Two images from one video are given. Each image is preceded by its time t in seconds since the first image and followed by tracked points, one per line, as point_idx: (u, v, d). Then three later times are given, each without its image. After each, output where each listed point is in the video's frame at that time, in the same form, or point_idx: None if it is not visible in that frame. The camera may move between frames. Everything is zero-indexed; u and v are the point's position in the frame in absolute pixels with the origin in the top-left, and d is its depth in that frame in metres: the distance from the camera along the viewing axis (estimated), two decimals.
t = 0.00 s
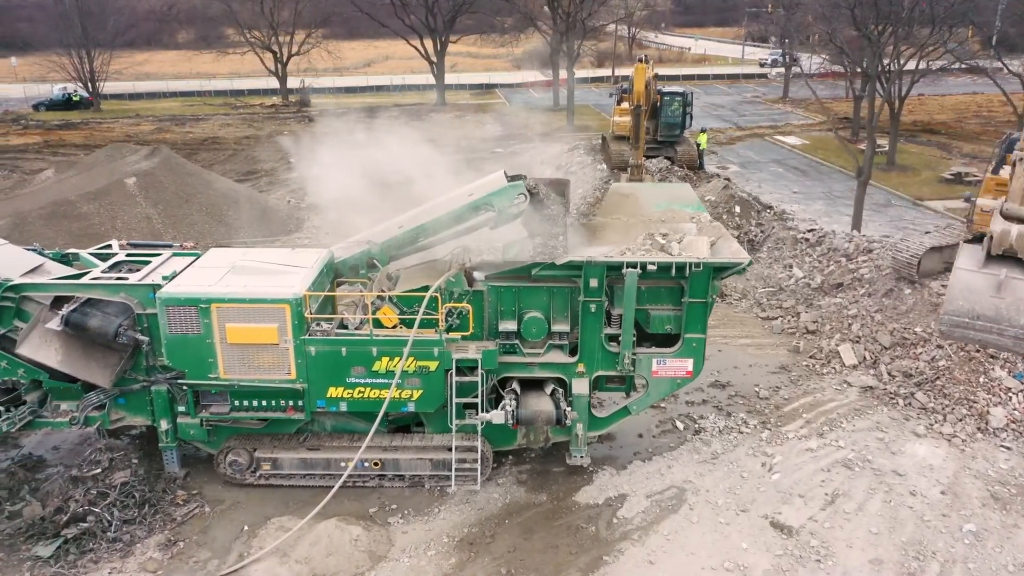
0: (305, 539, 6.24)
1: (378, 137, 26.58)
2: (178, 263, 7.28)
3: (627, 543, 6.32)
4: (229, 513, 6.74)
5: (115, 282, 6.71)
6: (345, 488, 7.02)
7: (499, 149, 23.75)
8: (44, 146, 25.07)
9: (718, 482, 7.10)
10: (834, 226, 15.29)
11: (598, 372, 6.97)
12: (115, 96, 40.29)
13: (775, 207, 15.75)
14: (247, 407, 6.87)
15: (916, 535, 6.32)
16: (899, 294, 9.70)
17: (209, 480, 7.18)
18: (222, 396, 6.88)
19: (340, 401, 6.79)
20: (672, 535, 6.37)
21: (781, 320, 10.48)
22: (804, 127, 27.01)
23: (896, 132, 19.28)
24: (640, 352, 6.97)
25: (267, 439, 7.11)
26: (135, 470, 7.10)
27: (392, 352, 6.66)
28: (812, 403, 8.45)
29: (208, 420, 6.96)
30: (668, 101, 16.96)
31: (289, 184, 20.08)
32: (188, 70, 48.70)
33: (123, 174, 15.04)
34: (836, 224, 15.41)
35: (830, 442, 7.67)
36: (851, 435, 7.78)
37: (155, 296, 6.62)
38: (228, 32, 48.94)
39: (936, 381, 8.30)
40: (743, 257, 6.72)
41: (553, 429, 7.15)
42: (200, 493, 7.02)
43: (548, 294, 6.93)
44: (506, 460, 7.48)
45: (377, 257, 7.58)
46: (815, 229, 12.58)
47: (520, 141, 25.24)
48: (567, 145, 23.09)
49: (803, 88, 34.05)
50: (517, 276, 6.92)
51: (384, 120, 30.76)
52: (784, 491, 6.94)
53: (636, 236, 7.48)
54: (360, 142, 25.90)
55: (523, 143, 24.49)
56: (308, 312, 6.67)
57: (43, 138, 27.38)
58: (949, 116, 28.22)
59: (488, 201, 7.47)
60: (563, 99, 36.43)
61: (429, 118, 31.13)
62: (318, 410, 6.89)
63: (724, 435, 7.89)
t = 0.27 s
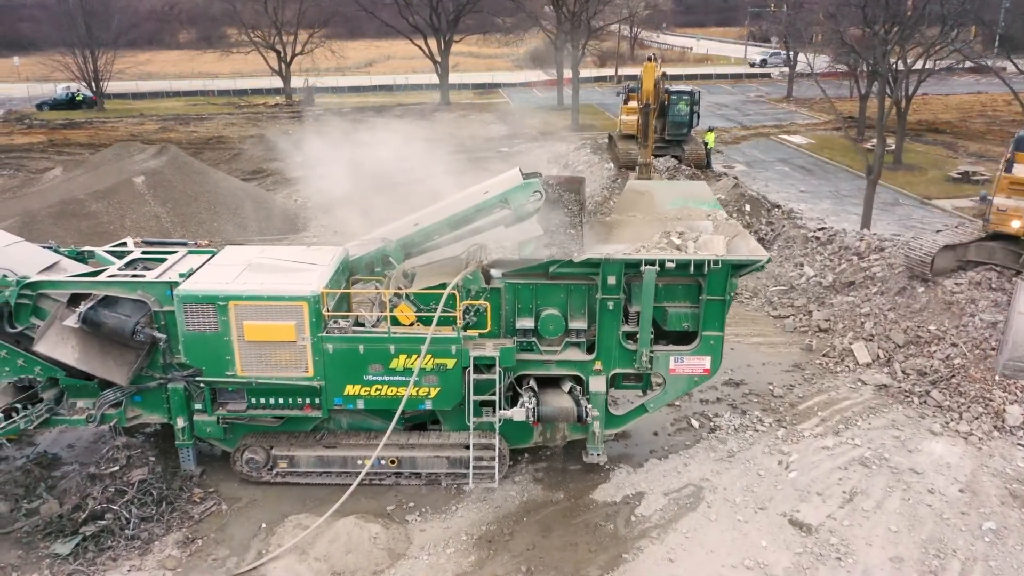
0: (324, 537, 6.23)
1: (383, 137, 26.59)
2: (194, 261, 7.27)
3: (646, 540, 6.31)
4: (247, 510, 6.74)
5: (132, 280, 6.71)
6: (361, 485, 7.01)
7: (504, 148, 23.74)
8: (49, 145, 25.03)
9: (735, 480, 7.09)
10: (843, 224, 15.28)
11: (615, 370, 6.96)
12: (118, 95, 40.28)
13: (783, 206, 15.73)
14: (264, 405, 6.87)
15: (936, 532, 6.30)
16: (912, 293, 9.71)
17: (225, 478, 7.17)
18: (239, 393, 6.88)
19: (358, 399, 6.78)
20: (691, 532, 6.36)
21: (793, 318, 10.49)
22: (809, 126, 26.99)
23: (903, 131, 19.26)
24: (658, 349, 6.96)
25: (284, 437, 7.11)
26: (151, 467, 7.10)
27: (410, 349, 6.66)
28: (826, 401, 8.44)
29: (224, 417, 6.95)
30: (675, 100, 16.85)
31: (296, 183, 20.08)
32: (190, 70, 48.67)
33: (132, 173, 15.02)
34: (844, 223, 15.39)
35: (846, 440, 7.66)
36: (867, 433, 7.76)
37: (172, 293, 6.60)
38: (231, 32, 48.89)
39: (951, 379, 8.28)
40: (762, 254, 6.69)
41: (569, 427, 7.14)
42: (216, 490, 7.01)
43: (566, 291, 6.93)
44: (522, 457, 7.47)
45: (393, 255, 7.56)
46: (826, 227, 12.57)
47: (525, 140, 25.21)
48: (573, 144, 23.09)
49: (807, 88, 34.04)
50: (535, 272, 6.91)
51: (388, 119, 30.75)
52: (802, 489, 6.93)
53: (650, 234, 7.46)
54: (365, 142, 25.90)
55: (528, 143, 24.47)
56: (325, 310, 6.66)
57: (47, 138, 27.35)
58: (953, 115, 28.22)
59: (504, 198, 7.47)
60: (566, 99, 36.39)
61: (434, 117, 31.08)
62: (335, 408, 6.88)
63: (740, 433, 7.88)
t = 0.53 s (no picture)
0: (342, 534, 6.21)
1: (388, 136, 26.58)
2: (211, 259, 7.25)
3: (665, 538, 6.30)
4: (264, 507, 6.73)
5: (150, 277, 6.70)
6: (379, 483, 7.00)
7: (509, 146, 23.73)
8: (54, 144, 25.03)
9: (753, 478, 7.07)
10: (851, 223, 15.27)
11: (633, 367, 6.95)
12: (121, 95, 40.31)
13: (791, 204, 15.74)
14: (282, 402, 6.87)
15: (955, 530, 6.28)
16: (925, 291, 9.70)
17: (241, 475, 7.17)
18: (256, 391, 6.86)
19: (375, 396, 6.77)
20: (710, 531, 6.34)
21: (805, 317, 10.50)
22: (814, 126, 26.97)
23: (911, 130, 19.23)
24: (676, 347, 6.95)
25: (300, 434, 7.10)
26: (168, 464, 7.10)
27: (428, 347, 6.64)
28: (841, 400, 8.42)
29: (241, 415, 6.94)
30: (682, 100, 16.79)
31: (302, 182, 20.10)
32: (193, 70, 48.70)
33: (140, 172, 15.04)
34: (852, 222, 15.38)
35: (862, 439, 7.64)
36: (883, 431, 7.74)
37: (190, 291, 6.58)
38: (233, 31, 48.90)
39: (966, 377, 8.26)
40: (780, 251, 6.67)
41: (586, 425, 7.16)
42: (233, 488, 7.00)
43: (583, 289, 6.91)
44: (538, 455, 7.47)
45: (408, 252, 7.55)
46: (836, 225, 12.57)
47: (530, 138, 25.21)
48: (579, 143, 23.08)
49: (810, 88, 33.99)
50: (553, 270, 6.90)
51: (392, 119, 30.76)
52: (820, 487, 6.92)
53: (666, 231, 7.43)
54: (370, 141, 25.93)
55: (534, 141, 24.48)
56: (343, 307, 6.64)
57: (52, 137, 27.35)
58: (959, 115, 28.14)
59: (519, 195, 7.50)
60: (570, 98, 36.39)
61: (438, 117, 31.06)
62: (352, 405, 6.88)
63: (756, 431, 7.87)
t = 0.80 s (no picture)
0: (361, 531, 6.20)
1: (393, 136, 26.57)
2: (226, 256, 7.23)
3: (685, 536, 6.29)
4: (282, 505, 6.72)
5: (167, 274, 6.67)
6: (396, 481, 6.99)
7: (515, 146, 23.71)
8: (60, 144, 25.03)
9: (770, 475, 7.06)
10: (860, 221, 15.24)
11: (651, 365, 6.93)
12: (124, 94, 40.32)
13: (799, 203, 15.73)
14: (299, 400, 6.86)
15: (975, 528, 6.26)
16: (938, 289, 9.68)
17: (258, 473, 7.16)
18: (273, 388, 6.84)
19: (393, 393, 6.76)
20: (730, 528, 6.33)
21: (817, 316, 10.51)
22: (820, 125, 26.94)
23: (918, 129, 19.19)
24: (694, 344, 6.93)
25: (317, 432, 7.09)
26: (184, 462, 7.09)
27: (445, 344, 6.63)
28: (856, 397, 8.42)
29: (258, 413, 6.93)
30: (690, 98, 16.82)
31: (308, 181, 20.10)
32: (196, 70, 48.71)
33: (148, 170, 15.05)
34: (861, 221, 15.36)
35: (879, 436, 7.61)
36: (899, 429, 7.72)
37: (208, 288, 6.56)
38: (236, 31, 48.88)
39: (982, 375, 8.24)
40: (800, 248, 6.63)
41: (604, 423, 7.16)
42: (250, 486, 7.00)
43: (601, 286, 6.92)
44: (554, 453, 7.47)
45: (425, 249, 7.54)
46: (847, 224, 12.58)
47: (536, 138, 25.20)
48: (585, 142, 23.07)
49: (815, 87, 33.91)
50: (570, 268, 6.89)
51: (396, 118, 30.74)
52: (838, 484, 6.90)
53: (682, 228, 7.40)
54: (375, 140, 25.91)
55: (539, 140, 24.48)
56: (361, 305, 6.62)
57: (57, 136, 27.36)
58: (964, 114, 28.08)
59: (536, 193, 7.50)
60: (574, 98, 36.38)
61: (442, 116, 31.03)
62: (369, 402, 6.86)
63: (772, 429, 7.87)
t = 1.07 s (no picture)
0: (380, 529, 6.18)
1: (399, 135, 26.58)
2: (243, 254, 7.21)
3: (704, 533, 6.27)
4: (300, 503, 6.71)
5: (185, 272, 6.64)
6: (413, 479, 6.98)
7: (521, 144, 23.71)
8: (66, 143, 25.03)
9: (788, 473, 7.04)
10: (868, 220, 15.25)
11: (668, 362, 6.92)
12: (128, 94, 40.30)
13: (808, 202, 15.74)
14: (316, 398, 6.84)
15: (996, 526, 6.24)
16: (952, 287, 9.65)
17: (275, 471, 7.16)
18: (291, 386, 6.82)
19: (410, 391, 6.74)
20: (749, 526, 6.32)
21: (830, 314, 10.52)
22: (825, 124, 26.93)
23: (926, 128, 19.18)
24: (711, 342, 6.92)
25: (334, 430, 7.08)
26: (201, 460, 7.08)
27: (464, 342, 6.61)
28: (871, 395, 8.41)
29: (275, 410, 6.91)
30: (698, 96, 16.65)
31: (315, 180, 20.11)
32: (199, 69, 48.67)
33: (156, 169, 15.05)
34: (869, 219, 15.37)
35: (896, 434, 7.59)
36: (915, 427, 7.70)
37: (226, 285, 6.55)
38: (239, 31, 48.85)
39: (998, 373, 8.21)
40: (819, 246, 6.62)
41: (621, 420, 7.13)
42: (268, 483, 6.99)
43: (618, 284, 6.90)
44: (571, 451, 7.46)
45: (440, 247, 7.53)
46: (858, 222, 12.60)
47: (542, 137, 25.22)
48: (591, 141, 23.08)
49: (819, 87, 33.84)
50: (587, 265, 6.89)
51: (401, 117, 30.73)
52: (856, 482, 6.89)
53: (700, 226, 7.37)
54: (380, 140, 25.91)
55: (545, 139, 24.48)
56: (379, 302, 6.61)
57: (61, 135, 27.35)
58: (969, 113, 28.03)
59: (552, 190, 7.50)
60: (578, 97, 36.39)
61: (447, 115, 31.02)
62: (387, 400, 6.85)
63: (788, 427, 7.86)
